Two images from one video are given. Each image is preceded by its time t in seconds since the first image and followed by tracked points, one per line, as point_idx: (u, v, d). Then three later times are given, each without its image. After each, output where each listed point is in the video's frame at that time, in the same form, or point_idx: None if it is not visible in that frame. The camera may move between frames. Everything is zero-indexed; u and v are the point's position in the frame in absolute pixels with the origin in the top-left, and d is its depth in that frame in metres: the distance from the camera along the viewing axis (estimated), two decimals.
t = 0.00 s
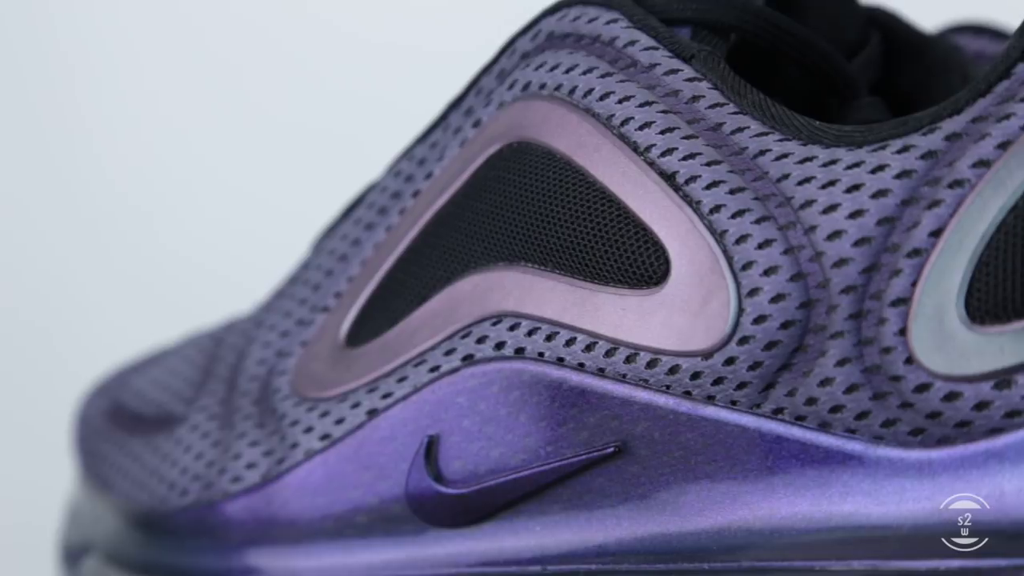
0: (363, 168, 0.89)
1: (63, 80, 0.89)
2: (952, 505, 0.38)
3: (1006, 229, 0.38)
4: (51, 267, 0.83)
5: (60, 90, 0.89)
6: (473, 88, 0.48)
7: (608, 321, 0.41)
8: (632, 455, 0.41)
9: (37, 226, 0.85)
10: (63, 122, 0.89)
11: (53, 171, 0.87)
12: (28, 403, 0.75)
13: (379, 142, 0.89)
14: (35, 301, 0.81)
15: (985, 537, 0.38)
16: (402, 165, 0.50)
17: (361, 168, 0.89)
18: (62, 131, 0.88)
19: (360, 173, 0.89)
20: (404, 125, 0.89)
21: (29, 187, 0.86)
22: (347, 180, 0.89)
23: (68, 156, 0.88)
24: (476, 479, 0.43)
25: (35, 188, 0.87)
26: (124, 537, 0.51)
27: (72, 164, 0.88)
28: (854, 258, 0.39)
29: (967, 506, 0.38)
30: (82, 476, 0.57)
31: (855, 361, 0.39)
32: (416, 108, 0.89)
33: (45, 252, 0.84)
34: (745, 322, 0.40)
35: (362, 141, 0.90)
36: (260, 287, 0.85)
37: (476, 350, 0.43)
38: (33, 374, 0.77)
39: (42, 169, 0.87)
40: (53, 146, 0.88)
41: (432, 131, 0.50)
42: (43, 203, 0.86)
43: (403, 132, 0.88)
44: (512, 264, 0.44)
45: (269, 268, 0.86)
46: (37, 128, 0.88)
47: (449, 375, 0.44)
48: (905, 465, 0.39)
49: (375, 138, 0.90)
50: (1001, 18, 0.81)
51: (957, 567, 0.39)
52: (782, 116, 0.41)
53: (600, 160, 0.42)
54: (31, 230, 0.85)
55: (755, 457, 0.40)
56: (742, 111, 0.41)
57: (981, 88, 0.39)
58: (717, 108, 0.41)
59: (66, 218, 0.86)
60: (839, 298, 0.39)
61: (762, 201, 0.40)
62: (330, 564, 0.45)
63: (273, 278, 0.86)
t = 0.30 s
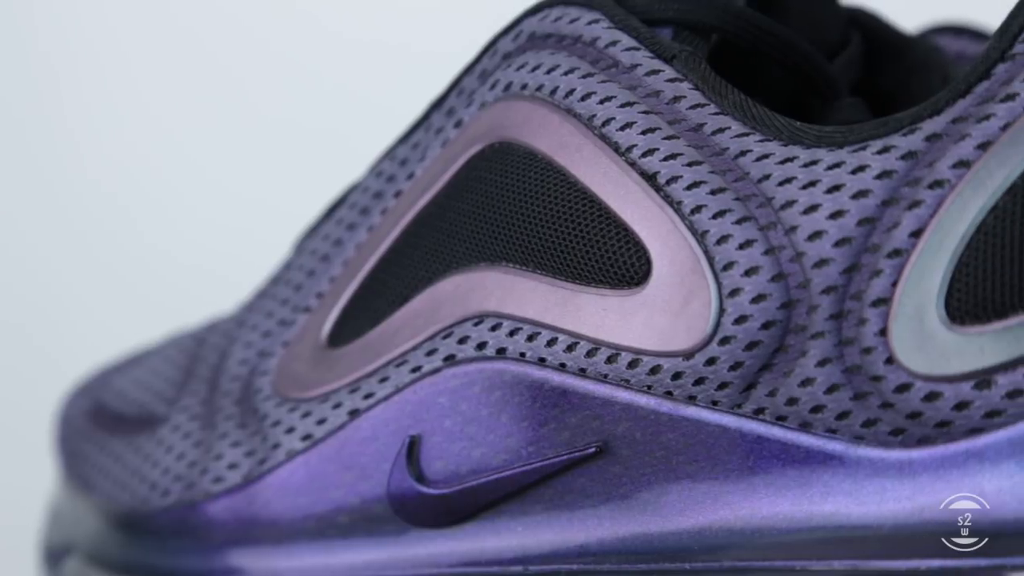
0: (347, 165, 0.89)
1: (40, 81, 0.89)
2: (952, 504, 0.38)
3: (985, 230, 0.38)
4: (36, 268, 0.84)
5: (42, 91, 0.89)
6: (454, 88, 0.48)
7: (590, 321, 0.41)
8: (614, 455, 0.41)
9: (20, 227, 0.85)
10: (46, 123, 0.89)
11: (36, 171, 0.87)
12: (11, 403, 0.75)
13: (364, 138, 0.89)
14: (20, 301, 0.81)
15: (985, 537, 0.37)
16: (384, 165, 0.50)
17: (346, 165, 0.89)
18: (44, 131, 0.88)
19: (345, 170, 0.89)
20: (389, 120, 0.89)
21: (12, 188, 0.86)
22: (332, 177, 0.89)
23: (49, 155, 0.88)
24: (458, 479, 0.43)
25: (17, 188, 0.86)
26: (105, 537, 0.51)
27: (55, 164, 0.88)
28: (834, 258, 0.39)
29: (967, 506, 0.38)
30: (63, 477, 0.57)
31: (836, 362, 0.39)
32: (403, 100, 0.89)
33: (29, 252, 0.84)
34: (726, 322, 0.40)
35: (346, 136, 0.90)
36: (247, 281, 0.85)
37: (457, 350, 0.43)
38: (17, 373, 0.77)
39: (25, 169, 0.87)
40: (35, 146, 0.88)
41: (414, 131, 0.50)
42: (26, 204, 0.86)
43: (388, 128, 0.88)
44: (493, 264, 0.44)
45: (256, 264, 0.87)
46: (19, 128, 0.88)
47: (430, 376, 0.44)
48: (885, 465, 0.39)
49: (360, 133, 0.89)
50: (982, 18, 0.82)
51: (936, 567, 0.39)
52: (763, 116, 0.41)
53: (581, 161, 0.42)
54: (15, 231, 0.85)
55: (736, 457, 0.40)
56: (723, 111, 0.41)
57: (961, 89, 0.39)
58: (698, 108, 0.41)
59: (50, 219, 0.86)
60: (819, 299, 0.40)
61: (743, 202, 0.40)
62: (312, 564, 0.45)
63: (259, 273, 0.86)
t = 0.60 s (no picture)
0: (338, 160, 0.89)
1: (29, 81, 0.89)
2: (952, 504, 0.38)
3: (970, 230, 0.38)
4: (24, 268, 0.83)
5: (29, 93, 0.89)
6: (441, 88, 0.48)
7: (576, 321, 0.41)
8: (600, 455, 0.41)
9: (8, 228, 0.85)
10: (33, 124, 0.89)
11: (24, 172, 0.87)
12: None
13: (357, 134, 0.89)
14: (8, 302, 0.81)
15: (985, 536, 0.37)
16: (371, 165, 0.50)
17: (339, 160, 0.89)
18: (32, 133, 0.88)
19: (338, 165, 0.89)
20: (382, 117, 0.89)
21: None
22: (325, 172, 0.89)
23: (37, 155, 0.88)
24: (445, 480, 0.43)
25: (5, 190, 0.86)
26: (91, 538, 0.51)
27: (42, 165, 0.88)
28: (820, 258, 0.39)
29: (967, 506, 0.37)
30: (49, 478, 0.57)
31: (822, 362, 0.40)
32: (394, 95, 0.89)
33: (16, 253, 0.84)
34: (712, 322, 0.40)
35: (337, 134, 0.90)
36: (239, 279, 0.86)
37: (444, 350, 0.43)
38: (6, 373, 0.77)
39: (13, 170, 0.87)
40: (23, 148, 0.88)
41: (400, 132, 0.50)
42: (14, 205, 0.86)
43: (378, 125, 0.88)
44: (480, 264, 0.44)
45: (250, 260, 0.87)
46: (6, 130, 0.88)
47: (416, 376, 0.44)
48: (871, 465, 0.39)
49: (351, 131, 0.89)
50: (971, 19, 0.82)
51: (922, 567, 0.39)
52: (749, 117, 0.41)
53: (568, 161, 0.42)
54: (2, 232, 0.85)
55: (723, 457, 0.40)
56: (709, 112, 0.41)
57: (946, 89, 0.40)
58: (684, 109, 0.41)
59: (38, 219, 0.86)
60: (805, 299, 0.40)
61: (729, 202, 0.40)
62: (299, 565, 0.45)
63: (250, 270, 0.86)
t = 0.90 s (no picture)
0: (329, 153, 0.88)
1: (10, 81, 0.89)
2: (952, 504, 0.38)
3: (948, 230, 0.38)
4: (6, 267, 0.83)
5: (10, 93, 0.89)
6: (421, 89, 0.48)
7: (555, 322, 0.41)
8: (580, 456, 0.41)
9: None
10: (15, 124, 0.88)
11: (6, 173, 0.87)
12: None
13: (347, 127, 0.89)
14: None
15: (985, 537, 0.37)
16: (350, 165, 0.50)
17: (330, 149, 0.89)
18: (14, 133, 0.88)
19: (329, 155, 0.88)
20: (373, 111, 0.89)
21: None
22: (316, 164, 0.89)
23: (19, 156, 0.88)
24: (424, 480, 0.43)
25: None
26: (70, 539, 0.51)
27: (24, 165, 0.88)
28: (798, 259, 0.39)
29: (967, 506, 0.37)
30: (29, 479, 0.57)
31: (801, 362, 0.40)
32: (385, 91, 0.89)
33: None
34: (692, 322, 0.40)
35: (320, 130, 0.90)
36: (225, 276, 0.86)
37: (424, 351, 0.43)
38: None
39: None
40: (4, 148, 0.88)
41: (381, 132, 0.50)
42: None
43: (363, 122, 0.88)
44: (460, 264, 0.44)
45: (234, 254, 0.87)
46: None
47: (396, 376, 0.44)
48: (849, 465, 0.39)
49: (334, 126, 0.90)
50: (953, 23, 0.82)
51: (901, 567, 0.39)
52: (728, 118, 0.41)
53: (547, 161, 0.42)
54: None
55: (702, 457, 0.40)
56: (689, 112, 0.41)
57: (924, 91, 0.40)
58: (663, 109, 0.41)
59: (20, 218, 0.86)
60: (784, 299, 0.40)
61: (708, 203, 0.40)
62: (278, 565, 0.45)
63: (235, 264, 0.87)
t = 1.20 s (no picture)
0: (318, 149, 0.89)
1: None
2: (952, 505, 0.37)
3: (932, 231, 0.38)
4: None
5: None
6: (406, 89, 0.48)
7: (540, 322, 0.41)
8: (565, 456, 0.41)
9: None
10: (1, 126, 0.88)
11: None
12: None
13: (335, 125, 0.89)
14: None
15: (975, 536, 0.37)
16: (335, 166, 0.50)
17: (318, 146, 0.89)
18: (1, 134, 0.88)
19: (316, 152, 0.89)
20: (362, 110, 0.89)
21: None
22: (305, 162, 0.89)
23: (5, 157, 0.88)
24: (410, 481, 0.43)
25: None
26: (56, 540, 0.51)
27: (11, 166, 0.87)
28: (783, 259, 0.39)
29: (967, 506, 0.37)
30: (14, 479, 0.57)
31: (785, 362, 0.40)
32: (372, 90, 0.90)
33: None
34: (677, 323, 0.40)
35: (309, 128, 0.91)
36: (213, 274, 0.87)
37: (409, 351, 0.43)
38: None
39: None
40: None
41: (366, 132, 0.50)
42: None
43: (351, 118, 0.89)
44: (445, 265, 0.44)
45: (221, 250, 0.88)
46: None
47: (382, 377, 0.44)
48: (833, 466, 0.39)
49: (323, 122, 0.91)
50: (935, 25, 0.83)
51: (885, 567, 0.39)
52: (713, 119, 0.41)
53: (532, 162, 0.42)
54: None
55: (687, 457, 0.40)
56: (673, 113, 0.41)
57: (908, 92, 0.40)
58: (648, 110, 0.41)
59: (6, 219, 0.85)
60: (769, 300, 0.40)
61: (693, 204, 0.40)
62: (264, 566, 0.45)
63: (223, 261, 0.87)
